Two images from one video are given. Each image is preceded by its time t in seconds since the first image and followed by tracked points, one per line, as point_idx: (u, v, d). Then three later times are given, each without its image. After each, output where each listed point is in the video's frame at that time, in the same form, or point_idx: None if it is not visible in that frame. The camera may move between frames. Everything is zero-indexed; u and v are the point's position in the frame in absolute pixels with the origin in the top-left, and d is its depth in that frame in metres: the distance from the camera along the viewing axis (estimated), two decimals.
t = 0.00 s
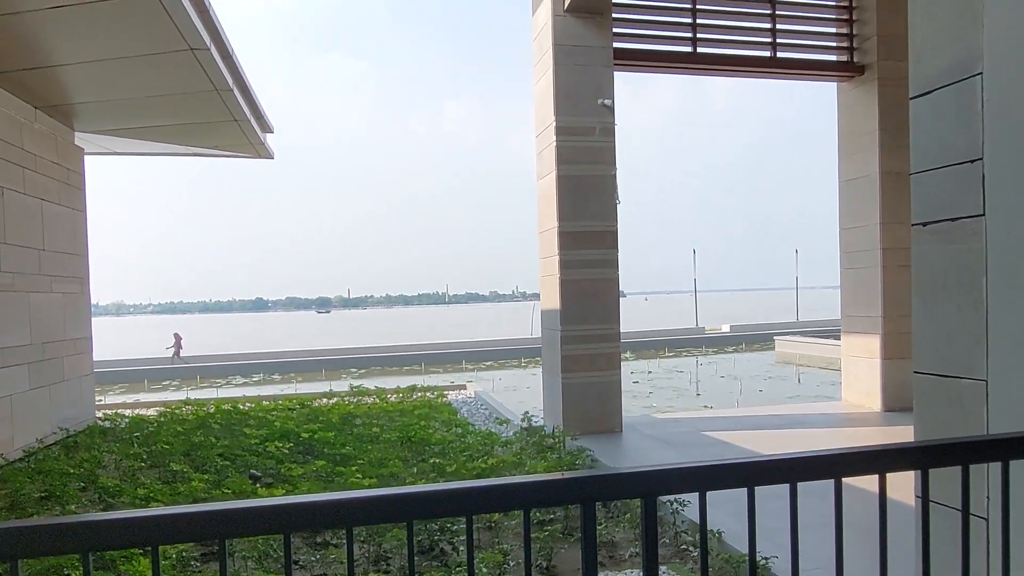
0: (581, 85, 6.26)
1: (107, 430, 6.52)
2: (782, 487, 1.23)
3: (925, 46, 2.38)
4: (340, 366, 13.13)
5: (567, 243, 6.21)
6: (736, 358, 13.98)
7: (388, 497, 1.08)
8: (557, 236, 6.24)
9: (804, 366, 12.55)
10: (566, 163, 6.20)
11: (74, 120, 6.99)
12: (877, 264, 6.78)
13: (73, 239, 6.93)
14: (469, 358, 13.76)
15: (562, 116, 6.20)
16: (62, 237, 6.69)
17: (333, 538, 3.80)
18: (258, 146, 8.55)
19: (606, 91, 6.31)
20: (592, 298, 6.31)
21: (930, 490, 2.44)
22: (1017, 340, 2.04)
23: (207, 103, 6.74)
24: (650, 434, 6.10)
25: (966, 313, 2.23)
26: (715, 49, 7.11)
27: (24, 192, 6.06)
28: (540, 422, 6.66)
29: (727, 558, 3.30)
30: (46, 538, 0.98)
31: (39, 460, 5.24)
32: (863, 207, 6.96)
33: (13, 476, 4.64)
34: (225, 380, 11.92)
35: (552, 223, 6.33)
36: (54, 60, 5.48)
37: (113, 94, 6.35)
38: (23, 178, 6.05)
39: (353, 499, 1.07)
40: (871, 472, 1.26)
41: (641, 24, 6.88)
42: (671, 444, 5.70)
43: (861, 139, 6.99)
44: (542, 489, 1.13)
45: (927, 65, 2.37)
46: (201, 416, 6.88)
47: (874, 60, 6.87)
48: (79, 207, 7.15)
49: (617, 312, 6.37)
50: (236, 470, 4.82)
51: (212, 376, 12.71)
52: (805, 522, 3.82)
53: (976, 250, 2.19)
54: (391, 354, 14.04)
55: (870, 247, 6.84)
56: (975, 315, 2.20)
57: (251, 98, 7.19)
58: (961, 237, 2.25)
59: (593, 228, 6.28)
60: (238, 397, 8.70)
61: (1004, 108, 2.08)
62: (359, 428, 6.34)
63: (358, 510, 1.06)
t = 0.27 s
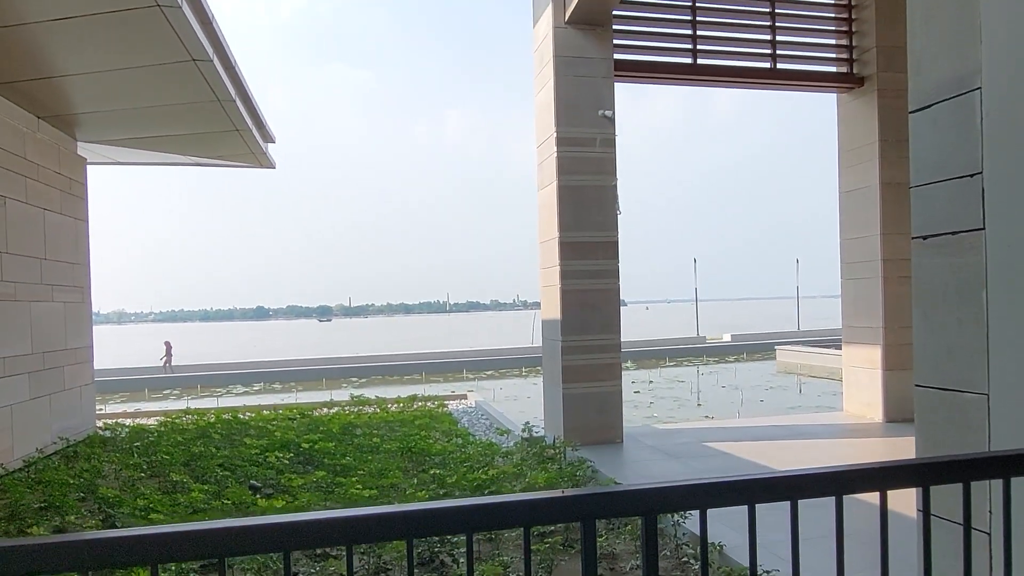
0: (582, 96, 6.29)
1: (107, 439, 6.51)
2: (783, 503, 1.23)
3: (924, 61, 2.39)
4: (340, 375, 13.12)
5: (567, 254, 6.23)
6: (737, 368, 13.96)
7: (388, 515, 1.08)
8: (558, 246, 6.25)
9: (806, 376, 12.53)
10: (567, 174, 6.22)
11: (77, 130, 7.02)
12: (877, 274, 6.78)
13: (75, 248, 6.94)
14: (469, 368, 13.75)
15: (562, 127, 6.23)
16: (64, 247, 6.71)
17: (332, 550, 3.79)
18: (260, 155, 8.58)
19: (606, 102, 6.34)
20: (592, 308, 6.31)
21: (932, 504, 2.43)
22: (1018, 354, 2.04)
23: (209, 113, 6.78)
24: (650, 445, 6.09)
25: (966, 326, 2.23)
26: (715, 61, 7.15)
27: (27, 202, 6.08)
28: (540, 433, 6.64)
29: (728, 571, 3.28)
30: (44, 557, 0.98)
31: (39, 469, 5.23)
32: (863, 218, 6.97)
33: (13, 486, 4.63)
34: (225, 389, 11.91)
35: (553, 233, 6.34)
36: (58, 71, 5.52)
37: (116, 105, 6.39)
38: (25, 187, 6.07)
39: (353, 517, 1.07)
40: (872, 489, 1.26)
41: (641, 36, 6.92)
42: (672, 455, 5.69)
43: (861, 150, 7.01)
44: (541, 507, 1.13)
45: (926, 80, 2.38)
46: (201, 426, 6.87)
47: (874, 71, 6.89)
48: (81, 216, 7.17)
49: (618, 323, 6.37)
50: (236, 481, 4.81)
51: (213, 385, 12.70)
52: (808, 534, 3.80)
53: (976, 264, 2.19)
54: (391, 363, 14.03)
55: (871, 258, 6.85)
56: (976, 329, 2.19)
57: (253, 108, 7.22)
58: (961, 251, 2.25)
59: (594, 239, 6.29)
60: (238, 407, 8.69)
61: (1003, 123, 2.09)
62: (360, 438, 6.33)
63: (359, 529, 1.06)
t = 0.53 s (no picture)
0: (582, 106, 6.32)
1: (107, 448, 6.50)
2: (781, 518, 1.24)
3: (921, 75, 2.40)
4: (340, 383, 13.11)
5: (568, 263, 6.24)
6: (738, 376, 13.94)
7: (389, 530, 1.09)
8: (558, 255, 6.27)
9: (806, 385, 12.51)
10: (567, 184, 6.24)
11: (80, 140, 7.05)
12: (878, 283, 6.79)
13: (76, 257, 6.96)
14: (469, 376, 13.73)
15: (562, 137, 6.25)
16: (65, 256, 6.73)
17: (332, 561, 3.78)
18: (261, 164, 8.61)
19: (606, 112, 6.37)
20: (592, 317, 6.32)
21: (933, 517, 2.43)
22: (1017, 367, 2.04)
23: (211, 122, 6.82)
24: (651, 454, 6.08)
25: (966, 339, 2.23)
26: (715, 71, 7.19)
27: (29, 211, 6.11)
28: (541, 442, 6.64)
29: None
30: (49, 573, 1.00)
31: (39, 478, 5.23)
32: (863, 227, 6.98)
33: (13, 495, 4.62)
34: (226, 398, 11.91)
35: (554, 243, 6.35)
36: (61, 81, 5.55)
37: (119, 114, 6.42)
38: (28, 196, 6.09)
39: (355, 532, 1.07)
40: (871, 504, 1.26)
41: (640, 46, 6.96)
42: (672, 464, 5.68)
43: (860, 160, 7.03)
44: (542, 521, 1.14)
45: (924, 93, 2.39)
46: (202, 434, 6.87)
47: (873, 81, 6.93)
48: (83, 225, 7.19)
49: (618, 332, 6.38)
50: (235, 491, 4.80)
51: (213, 393, 12.69)
52: (808, 546, 3.80)
53: (975, 277, 2.20)
54: (391, 371, 14.02)
55: (871, 267, 6.86)
56: (975, 342, 2.20)
57: (255, 117, 7.25)
58: (960, 264, 2.26)
59: (594, 248, 6.31)
60: (238, 415, 8.68)
61: (1000, 138, 2.10)
62: (360, 447, 6.32)
63: (360, 545, 1.07)
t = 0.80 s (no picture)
0: (582, 115, 6.34)
1: (107, 455, 6.50)
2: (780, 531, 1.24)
3: (919, 86, 2.42)
4: (341, 390, 13.11)
5: (568, 271, 6.25)
6: (738, 384, 13.92)
7: (389, 543, 1.09)
8: (559, 263, 6.27)
9: (807, 392, 12.50)
10: (567, 192, 6.26)
11: (82, 147, 7.08)
12: (878, 292, 6.79)
13: (78, 264, 6.98)
14: (469, 383, 13.72)
15: (563, 145, 6.28)
16: (67, 263, 6.75)
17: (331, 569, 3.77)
18: (263, 171, 8.63)
19: (607, 121, 6.39)
20: (593, 325, 6.32)
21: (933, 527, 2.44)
22: (1016, 381, 2.04)
23: (213, 130, 6.85)
24: (651, 462, 6.07)
25: (966, 350, 2.23)
26: (715, 80, 7.21)
27: (31, 218, 6.13)
28: (541, 450, 6.63)
29: None
30: None
31: (38, 485, 5.22)
32: (863, 236, 6.99)
33: (12, 502, 4.61)
34: (226, 405, 11.89)
35: (554, 251, 6.37)
36: (64, 89, 5.58)
37: (121, 122, 6.45)
38: (30, 204, 6.11)
39: (355, 543, 1.08)
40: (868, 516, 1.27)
41: (641, 55, 6.99)
42: (673, 473, 5.67)
43: (860, 168, 7.05)
44: (541, 533, 1.14)
45: (921, 104, 2.41)
46: (201, 441, 6.86)
47: (873, 90, 6.95)
48: (85, 232, 7.21)
49: (618, 340, 6.38)
50: (235, 498, 4.79)
51: (213, 399, 12.68)
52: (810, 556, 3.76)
53: (976, 288, 2.20)
54: (392, 378, 14.01)
55: (871, 275, 6.87)
56: (973, 352, 2.20)
57: (257, 125, 7.29)
58: (959, 274, 2.26)
59: (595, 256, 6.32)
60: (238, 422, 8.67)
61: (998, 149, 2.11)
62: (360, 454, 6.32)
63: (358, 559, 1.07)
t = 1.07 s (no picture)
0: (582, 121, 6.37)
1: (107, 460, 6.49)
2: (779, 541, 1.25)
3: (917, 95, 2.43)
4: (341, 395, 13.10)
5: (568, 277, 6.26)
6: (739, 390, 13.91)
7: (389, 552, 1.09)
8: (559, 269, 6.28)
9: (807, 398, 12.49)
10: (567, 198, 6.27)
11: (83, 152, 7.10)
12: (878, 298, 6.80)
13: (78, 269, 6.99)
14: (469, 389, 13.71)
15: (563, 151, 6.29)
16: (68, 268, 6.76)
17: None
18: (264, 177, 8.65)
19: (607, 127, 6.41)
20: (593, 332, 6.33)
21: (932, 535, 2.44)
22: (1014, 389, 2.05)
23: (214, 136, 6.87)
24: (651, 468, 6.07)
25: (964, 358, 2.23)
26: (715, 86, 7.23)
27: (32, 223, 6.14)
28: (541, 456, 6.62)
29: None
30: None
31: (38, 490, 5.21)
32: (863, 243, 7.00)
33: (12, 507, 4.61)
34: (225, 410, 11.88)
35: (554, 257, 6.38)
36: (66, 95, 5.60)
37: (123, 127, 6.47)
38: (31, 209, 6.13)
39: (354, 552, 1.08)
40: (865, 525, 1.27)
41: (641, 62, 7.02)
42: (673, 479, 5.67)
43: (860, 175, 7.06)
44: (539, 542, 1.14)
45: (920, 113, 2.41)
46: (201, 446, 6.86)
47: (872, 97, 6.98)
48: (86, 237, 7.23)
49: (618, 346, 6.38)
50: (234, 504, 4.79)
51: (213, 404, 12.67)
52: (808, 562, 3.76)
53: (975, 297, 2.20)
54: (392, 383, 14.01)
55: (871, 282, 6.87)
56: (972, 360, 2.21)
57: (258, 130, 7.30)
58: (958, 282, 2.27)
59: (595, 262, 6.33)
60: (238, 427, 8.67)
61: (997, 158, 2.11)
62: (360, 460, 6.31)
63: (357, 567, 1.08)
